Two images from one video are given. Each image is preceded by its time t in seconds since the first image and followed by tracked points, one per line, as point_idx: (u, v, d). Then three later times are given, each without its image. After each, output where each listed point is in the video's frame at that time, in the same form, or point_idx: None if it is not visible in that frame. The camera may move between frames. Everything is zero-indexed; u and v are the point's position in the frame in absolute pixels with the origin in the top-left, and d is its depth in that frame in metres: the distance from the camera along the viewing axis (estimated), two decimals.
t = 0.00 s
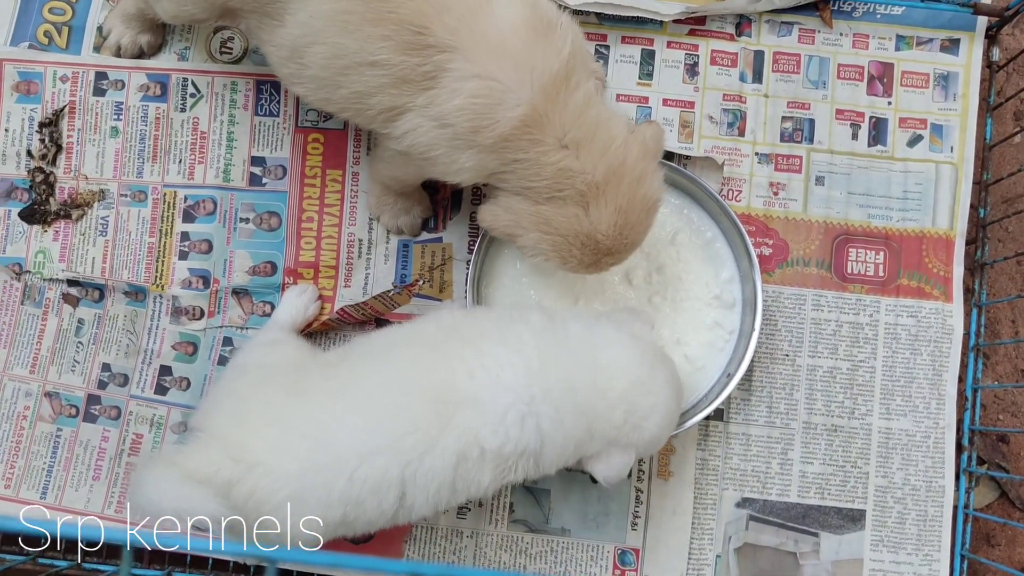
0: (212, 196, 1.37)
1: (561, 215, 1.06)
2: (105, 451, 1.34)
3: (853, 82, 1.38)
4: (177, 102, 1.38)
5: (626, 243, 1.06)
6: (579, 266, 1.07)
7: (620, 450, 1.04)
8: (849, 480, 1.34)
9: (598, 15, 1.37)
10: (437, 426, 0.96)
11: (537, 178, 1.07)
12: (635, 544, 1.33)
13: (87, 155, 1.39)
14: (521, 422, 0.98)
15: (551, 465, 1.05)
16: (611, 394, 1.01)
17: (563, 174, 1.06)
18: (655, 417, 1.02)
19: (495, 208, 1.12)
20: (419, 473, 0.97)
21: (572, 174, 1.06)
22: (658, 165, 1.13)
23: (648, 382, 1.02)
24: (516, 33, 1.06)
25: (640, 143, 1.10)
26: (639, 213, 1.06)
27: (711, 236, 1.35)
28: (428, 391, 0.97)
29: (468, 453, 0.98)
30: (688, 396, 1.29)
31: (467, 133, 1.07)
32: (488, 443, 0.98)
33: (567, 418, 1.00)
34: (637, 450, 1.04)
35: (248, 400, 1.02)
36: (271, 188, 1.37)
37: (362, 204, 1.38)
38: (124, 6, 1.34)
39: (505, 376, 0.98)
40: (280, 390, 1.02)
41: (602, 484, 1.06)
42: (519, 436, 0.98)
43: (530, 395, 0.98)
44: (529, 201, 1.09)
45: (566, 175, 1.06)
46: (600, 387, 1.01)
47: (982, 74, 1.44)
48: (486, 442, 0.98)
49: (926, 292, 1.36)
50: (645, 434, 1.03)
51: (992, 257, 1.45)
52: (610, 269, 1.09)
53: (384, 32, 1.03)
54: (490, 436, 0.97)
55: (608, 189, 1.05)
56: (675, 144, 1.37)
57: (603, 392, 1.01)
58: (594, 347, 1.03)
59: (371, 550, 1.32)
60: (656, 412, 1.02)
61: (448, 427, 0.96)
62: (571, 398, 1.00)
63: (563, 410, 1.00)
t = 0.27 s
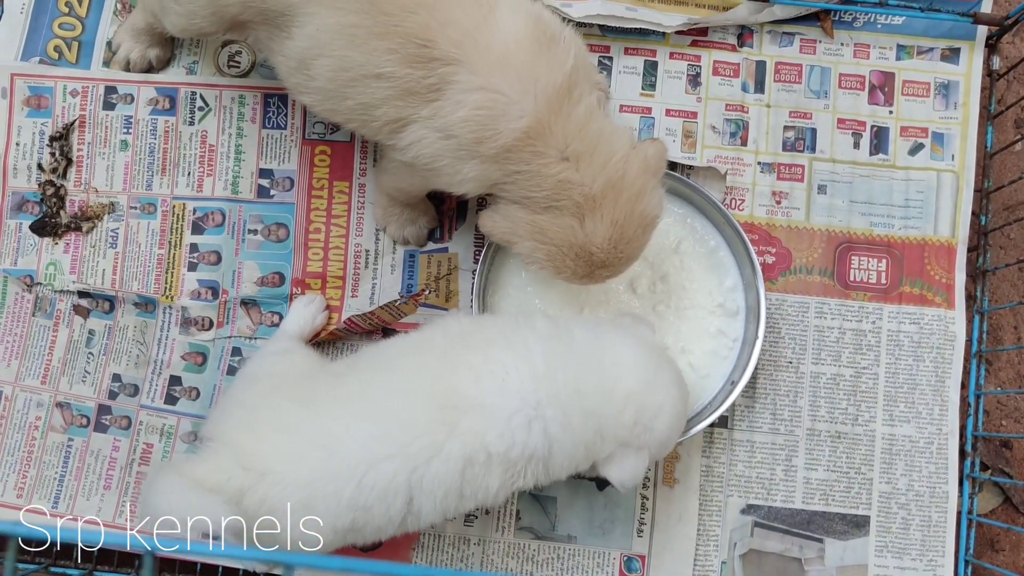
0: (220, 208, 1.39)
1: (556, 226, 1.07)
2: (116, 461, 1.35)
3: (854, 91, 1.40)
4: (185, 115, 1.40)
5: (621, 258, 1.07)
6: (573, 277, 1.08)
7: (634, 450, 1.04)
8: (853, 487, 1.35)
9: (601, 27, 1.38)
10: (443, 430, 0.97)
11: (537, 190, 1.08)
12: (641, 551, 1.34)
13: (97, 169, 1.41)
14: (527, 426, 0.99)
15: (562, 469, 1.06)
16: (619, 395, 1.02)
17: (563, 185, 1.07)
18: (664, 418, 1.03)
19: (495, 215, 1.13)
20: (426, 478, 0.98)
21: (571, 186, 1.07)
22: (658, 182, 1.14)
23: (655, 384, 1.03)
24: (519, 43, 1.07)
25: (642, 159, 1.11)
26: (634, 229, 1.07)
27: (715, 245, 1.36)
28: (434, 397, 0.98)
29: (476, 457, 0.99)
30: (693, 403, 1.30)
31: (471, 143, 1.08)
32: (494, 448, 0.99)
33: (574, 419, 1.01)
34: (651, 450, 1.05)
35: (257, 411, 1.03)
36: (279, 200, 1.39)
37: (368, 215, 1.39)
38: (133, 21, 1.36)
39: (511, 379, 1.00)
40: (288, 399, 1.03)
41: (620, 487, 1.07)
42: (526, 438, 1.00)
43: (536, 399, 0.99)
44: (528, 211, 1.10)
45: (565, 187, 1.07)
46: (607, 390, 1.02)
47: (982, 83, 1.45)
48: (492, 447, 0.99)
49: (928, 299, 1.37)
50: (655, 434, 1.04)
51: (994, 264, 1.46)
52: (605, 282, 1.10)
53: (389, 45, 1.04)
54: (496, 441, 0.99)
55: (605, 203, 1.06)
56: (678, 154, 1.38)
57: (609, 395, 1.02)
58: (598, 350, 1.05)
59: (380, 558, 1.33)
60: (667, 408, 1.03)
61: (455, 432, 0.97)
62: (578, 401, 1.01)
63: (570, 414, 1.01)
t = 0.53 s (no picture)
0: (234, 216, 1.43)
1: (559, 236, 1.11)
2: (134, 462, 1.39)
3: (849, 99, 1.43)
4: (199, 126, 1.44)
5: (622, 265, 1.11)
6: (577, 285, 1.12)
7: (642, 441, 1.08)
8: (851, 484, 1.39)
9: (602, 38, 1.42)
10: (450, 428, 1.01)
11: (541, 200, 1.12)
12: (644, 547, 1.38)
13: (114, 178, 1.45)
14: (532, 421, 1.03)
15: (569, 462, 1.10)
16: (624, 391, 1.06)
17: (566, 196, 1.11)
18: (670, 411, 1.07)
19: (501, 224, 1.18)
20: (437, 475, 1.02)
21: (573, 197, 1.11)
22: (657, 191, 1.17)
23: (660, 378, 1.07)
24: (523, 57, 1.11)
25: (641, 169, 1.15)
26: (635, 237, 1.11)
27: (714, 249, 1.40)
28: (444, 396, 1.02)
29: (484, 453, 1.03)
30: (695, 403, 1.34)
31: (478, 154, 1.12)
32: (500, 443, 1.03)
33: (579, 413, 1.05)
34: (658, 442, 1.09)
35: (275, 411, 1.08)
36: (290, 208, 1.43)
37: (377, 223, 1.43)
38: (148, 35, 1.40)
39: (514, 379, 1.03)
40: (304, 400, 1.08)
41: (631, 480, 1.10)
42: (531, 433, 1.03)
43: (540, 397, 1.03)
44: (533, 220, 1.14)
45: (567, 198, 1.11)
46: (611, 387, 1.06)
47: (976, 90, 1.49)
48: (499, 442, 1.03)
49: (923, 301, 1.41)
50: (661, 426, 1.08)
51: (988, 266, 1.49)
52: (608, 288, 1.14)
53: (398, 61, 1.08)
54: (503, 437, 1.02)
55: (606, 212, 1.10)
56: (678, 161, 1.42)
57: (613, 392, 1.06)
58: (603, 350, 1.09)
59: (391, 556, 1.36)
60: (672, 402, 1.07)
61: (462, 430, 1.01)
62: (583, 398, 1.05)
63: (575, 409, 1.05)
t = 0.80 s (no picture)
0: (251, 224, 1.50)
1: (563, 239, 1.19)
2: (157, 457, 1.47)
3: (836, 107, 1.50)
4: (217, 138, 1.52)
5: (622, 266, 1.18)
6: (580, 285, 1.19)
7: (641, 436, 1.15)
8: (840, 474, 1.46)
9: (599, 52, 1.50)
10: (461, 422, 1.08)
11: (545, 207, 1.19)
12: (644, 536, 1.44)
13: (136, 188, 1.52)
14: (538, 415, 1.10)
15: (572, 454, 1.17)
16: (622, 386, 1.13)
17: (569, 203, 1.18)
18: (667, 406, 1.14)
19: (507, 230, 1.25)
20: (447, 464, 1.09)
21: (576, 203, 1.18)
22: (654, 197, 1.25)
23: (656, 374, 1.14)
24: (526, 75, 1.18)
25: (640, 176, 1.23)
26: (634, 239, 1.19)
27: (708, 251, 1.47)
28: (455, 392, 1.09)
29: (491, 445, 1.10)
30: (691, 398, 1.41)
31: (484, 166, 1.19)
32: (508, 436, 1.10)
33: (579, 410, 1.12)
34: (657, 436, 1.16)
35: (297, 406, 1.15)
36: (304, 215, 1.51)
37: (387, 228, 1.51)
38: (168, 53, 1.48)
39: (521, 375, 1.11)
40: (324, 396, 1.15)
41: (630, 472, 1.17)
42: (536, 426, 1.10)
43: (545, 394, 1.10)
44: (537, 226, 1.21)
45: (571, 205, 1.18)
46: (611, 383, 1.13)
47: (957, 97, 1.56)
48: (507, 435, 1.10)
49: (908, 299, 1.48)
50: (659, 421, 1.15)
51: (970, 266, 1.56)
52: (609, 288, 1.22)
53: (408, 83, 1.15)
54: (510, 429, 1.09)
55: (608, 218, 1.17)
56: (672, 168, 1.49)
57: (613, 388, 1.13)
58: (602, 348, 1.16)
59: (402, 544, 1.44)
60: (668, 398, 1.14)
61: (471, 423, 1.08)
62: (583, 394, 1.12)
63: (575, 405, 1.12)
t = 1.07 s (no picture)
0: (268, 226, 1.57)
1: (567, 236, 1.25)
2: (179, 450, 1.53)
3: (829, 111, 1.56)
4: (235, 144, 1.58)
5: (625, 261, 1.24)
6: (585, 280, 1.25)
7: (640, 432, 1.21)
8: (835, 463, 1.51)
9: (601, 59, 1.56)
10: (471, 411, 1.14)
11: (550, 205, 1.25)
12: (646, 524, 1.50)
13: (158, 193, 1.59)
14: (543, 405, 1.16)
15: (572, 445, 1.23)
16: (626, 383, 1.19)
17: (572, 200, 1.24)
18: (668, 403, 1.20)
19: (513, 229, 1.31)
20: (457, 456, 1.16)
21: (579, 201, 1.24)
22: (652, 194, 1.31)
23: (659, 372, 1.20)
24: (530, 81, 1.24)
25: (638, 173, 1.29)
26: (635, 234, 1.24)
27: (706, 249, 1.53)
28: (465, 384, 1.15)
29: (500, 434, 1.16)
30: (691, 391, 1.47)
31: (491, 167, 1.25)
32: (516, 425, 1.16)
33: (582, 403, 1.18)
34: (654, 432, 1.22)
35: (315, 399, 1.21)
36: (319, 218, 1.57)
37: (399, 230, 1.57)
38: (189, 62, 1.54)
39: (527, 366, 1.17)
40: (341, 389, 1.21)
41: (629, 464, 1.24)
42: (542, 417, 1.16)
43: (549, 386, 1.16)
44: (544, 224, 1.27)
45: (575, 202, 1.24)
46: (614, 378, 1.19)
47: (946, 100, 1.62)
48: (514, 424, 1.16)
49: (899, 294, 1.54)
50: (659, 418, 1.21)
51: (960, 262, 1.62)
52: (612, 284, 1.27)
53: (420, 88, 1.22)
54: (517, 419, 1.16)
55: (609, 212, 1.24)
56: (672, 170, 1.56)
57: (617, 384, 1.19)
58: (606, 345, 1.22)
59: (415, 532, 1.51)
60: (670, 397, 1.20)
61: (480, 414, 1.15)
62: (586, 387, 1.18)
63: (578, 399, 1.18)
